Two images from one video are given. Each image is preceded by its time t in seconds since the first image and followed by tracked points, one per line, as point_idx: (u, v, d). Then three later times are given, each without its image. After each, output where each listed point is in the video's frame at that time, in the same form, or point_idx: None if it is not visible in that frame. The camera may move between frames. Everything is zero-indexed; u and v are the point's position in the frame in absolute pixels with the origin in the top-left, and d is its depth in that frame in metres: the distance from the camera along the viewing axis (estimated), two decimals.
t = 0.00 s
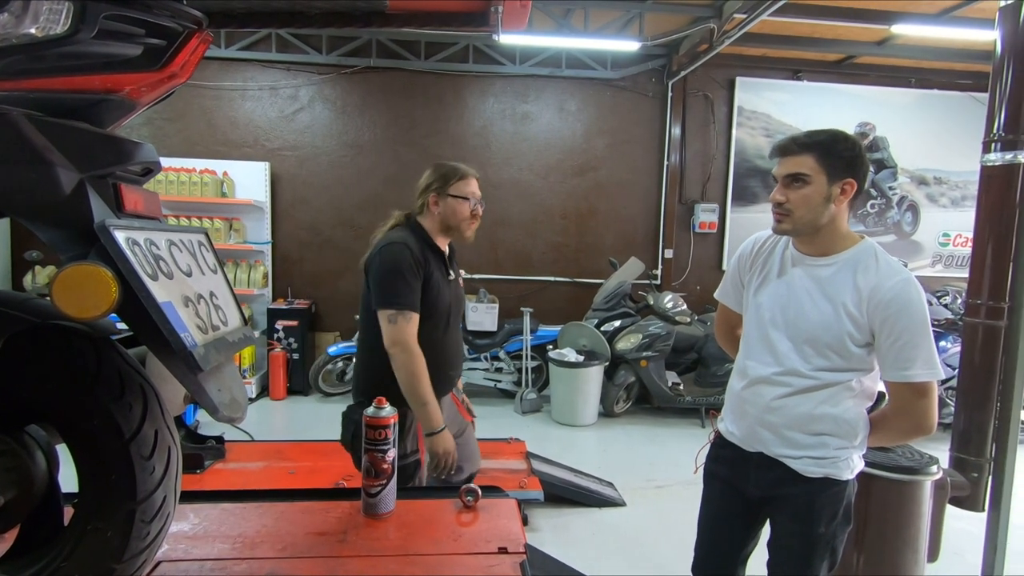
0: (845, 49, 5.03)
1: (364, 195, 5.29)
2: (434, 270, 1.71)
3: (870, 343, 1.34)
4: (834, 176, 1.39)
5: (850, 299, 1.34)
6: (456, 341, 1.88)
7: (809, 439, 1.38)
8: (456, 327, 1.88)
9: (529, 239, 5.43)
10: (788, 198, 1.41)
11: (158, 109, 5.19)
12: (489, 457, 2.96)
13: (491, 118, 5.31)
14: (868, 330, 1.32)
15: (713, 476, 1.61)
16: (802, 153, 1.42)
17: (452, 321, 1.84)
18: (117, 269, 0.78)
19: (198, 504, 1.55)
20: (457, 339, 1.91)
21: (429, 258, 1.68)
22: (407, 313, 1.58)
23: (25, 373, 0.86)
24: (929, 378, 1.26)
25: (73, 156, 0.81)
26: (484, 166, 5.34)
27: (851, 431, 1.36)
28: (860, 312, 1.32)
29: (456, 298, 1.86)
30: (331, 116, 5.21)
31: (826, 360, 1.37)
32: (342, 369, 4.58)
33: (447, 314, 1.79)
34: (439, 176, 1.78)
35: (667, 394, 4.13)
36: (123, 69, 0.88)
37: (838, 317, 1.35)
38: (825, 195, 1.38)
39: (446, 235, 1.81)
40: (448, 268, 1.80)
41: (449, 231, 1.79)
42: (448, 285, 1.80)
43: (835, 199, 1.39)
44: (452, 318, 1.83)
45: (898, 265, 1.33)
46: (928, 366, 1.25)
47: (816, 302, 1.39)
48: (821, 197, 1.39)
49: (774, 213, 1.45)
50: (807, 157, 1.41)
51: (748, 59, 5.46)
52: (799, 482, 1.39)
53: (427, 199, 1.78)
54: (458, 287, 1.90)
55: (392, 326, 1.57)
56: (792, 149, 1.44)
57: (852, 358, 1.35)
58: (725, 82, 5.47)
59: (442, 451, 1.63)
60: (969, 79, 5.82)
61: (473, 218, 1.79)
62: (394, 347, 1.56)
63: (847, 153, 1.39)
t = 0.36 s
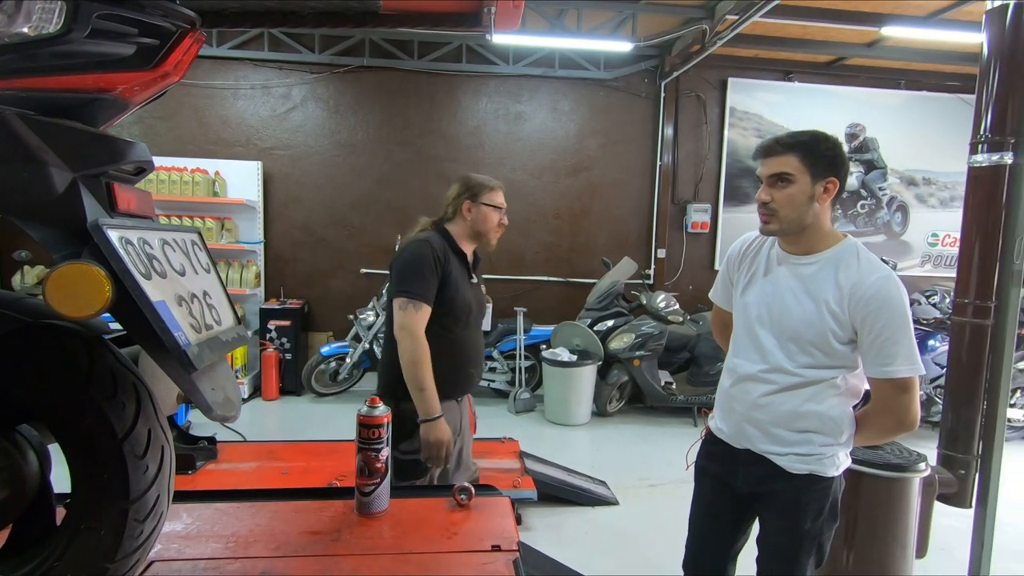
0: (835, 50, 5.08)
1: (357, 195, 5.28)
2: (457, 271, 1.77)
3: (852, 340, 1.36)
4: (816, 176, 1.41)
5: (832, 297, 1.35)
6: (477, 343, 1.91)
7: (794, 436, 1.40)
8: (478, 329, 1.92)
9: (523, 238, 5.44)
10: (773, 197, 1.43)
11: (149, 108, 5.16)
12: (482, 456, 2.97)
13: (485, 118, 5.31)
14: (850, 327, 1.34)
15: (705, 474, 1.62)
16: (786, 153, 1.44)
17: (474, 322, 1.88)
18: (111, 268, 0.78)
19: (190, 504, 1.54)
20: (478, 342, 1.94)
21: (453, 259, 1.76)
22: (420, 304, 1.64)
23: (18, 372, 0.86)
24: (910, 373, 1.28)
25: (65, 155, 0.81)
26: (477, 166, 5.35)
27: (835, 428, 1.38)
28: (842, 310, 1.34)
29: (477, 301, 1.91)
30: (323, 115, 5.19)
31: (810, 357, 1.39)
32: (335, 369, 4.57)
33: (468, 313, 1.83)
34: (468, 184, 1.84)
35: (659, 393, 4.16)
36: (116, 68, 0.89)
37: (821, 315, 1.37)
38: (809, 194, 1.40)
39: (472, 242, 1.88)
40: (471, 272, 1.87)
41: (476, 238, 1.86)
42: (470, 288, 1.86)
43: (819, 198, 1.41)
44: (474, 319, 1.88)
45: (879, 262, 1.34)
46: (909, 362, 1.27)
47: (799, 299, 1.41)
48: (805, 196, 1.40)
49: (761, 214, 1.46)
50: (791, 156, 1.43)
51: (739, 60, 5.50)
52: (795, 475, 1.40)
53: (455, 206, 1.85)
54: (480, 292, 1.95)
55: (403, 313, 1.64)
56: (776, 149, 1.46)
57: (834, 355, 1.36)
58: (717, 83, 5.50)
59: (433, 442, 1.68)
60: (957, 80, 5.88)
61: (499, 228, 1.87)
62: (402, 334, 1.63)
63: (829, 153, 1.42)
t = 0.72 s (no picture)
0: (826, 51, 5.11)
1: (351, 195, 5.27)
2: (491, 270, 1.86)
3: (829, 335, 1.36)
4: (793, 169, 1.43)
5: (808, 292, 1.37)
6: (506, 338, 1.99)
7: (773, 432, 1.41)
8: (507, 325, 1.99)
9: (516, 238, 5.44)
10: (750, 189, 1.45)
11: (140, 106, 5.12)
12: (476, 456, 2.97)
13: (478, 118, 5.31)
14: (826, 321, 1.35)
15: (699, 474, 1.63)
16: (765, 148, 1.46)
17: (503, 318, 1.96)
18: (104, 268, 0.78)
19: (184, 505, 1.53)
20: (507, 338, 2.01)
21: (487, 256, 1.85)
22: (449, 296, 1.73)
23: (9, 372, 0.85)
24: (885, 366, 1.27)
25: (57, 155, 0.82)
26: (470, 165, 5.34)
27: (815, 424, 1.38)
28: (817, 304, 1.35)
29: (509, 299, 1.99)
30: (316, 114, 5.17)
31: (788, 352, 1.40)
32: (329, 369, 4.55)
33: (499, 312, 1.92)
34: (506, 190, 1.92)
35: (653, 392, 4.18)
36: (109, 67, 0.90)
37: (796, 310, 1.38)
38: (784, 187, 1.42)
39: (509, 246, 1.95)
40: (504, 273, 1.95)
41: (512, 241, 1.94)
42: (504, 286, 1.94)
43: (793, 191, 1.42)
44: (504, 315, 1.95)
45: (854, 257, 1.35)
46: (883, 355, 1.27)
47: (777, 295, 1.42)
48: (782, 189, 1.42)
49: (740, 206, 1.49)
50: (770, 151, 1.46)
51: (732, 61, 5.52)
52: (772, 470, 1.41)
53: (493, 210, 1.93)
54: (512, 291, 2.03)
55: (432, 302, 1.74)
56: (755, 145, 1.48)
57: (811, 350, 1.37)
58: (710, 83, 5.53)
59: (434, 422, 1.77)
60: (947, 82, 5.93)
61: (534, 232, 1.95)
62: (426, 321, 1.73)
63: (806, 149, 1.44)
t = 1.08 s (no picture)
0: (817, 52, 5.15)
1: (344, 194, 5.25)
2: (489, 267, 1.88)
3: (789, 326, 1.37)
4: (756, 166, 1.47)
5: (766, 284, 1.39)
6: (500, 338, 2.00)
7: (740, 427, 1.42)
8: (502, 326, 2.00)
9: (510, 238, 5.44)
10: (716, 185, 1.50)
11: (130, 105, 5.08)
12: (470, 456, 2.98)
13: (472, 117, 5.31)
14: (784, 312, 1.36)
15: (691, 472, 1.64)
16: (731, 146, 1.51)
17: (497, 318, 1.97)
18: (93, 268, 0.77)
19: (174, 507, 1.52)
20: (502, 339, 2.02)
21: (485, 253, 1.86)
22: (450, 287, 1.75)
23: None
24: (839, 348, 1.28)
25: (44, 153, 0.81)
26: (464, 165, 5.34)
27: (779, 418, 1.38)
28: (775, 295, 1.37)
29: (505, 299, 2.00)
30: (309, 113, 5.15)
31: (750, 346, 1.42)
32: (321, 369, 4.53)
33: (495, 310, 1.95)
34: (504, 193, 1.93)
35: (646, 392, 4.20)
36: (100, 66, 0.89)
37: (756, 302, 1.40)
38: (749, 183, 1.46)
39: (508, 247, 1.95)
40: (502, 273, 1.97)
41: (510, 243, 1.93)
42: (500, 286, 1.95)
43: (758, 186, 1.46)
44: (498, 315, 1.97)
45: (811, 244, 1.37)
46: (837, 338, 1.27)
47: (739, 289, 1.45)
48: (746, 184, 1.46)
49: (707, 201, 1.54)
50: (735, 149, 1.49)
51: (725, 62, 5.56)
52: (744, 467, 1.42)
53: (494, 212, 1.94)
54: (510, 293, 2.04)
55: (435, 294, 1.75)
56: (721, 144, 1.53)
57: (772, 342, 1.38)
58: (703, 84, 5.56)
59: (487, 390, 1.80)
60: (935, 83, 5.99)
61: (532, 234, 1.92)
62: (432, 311, 1.74)
63: (767, 147, 1.48)
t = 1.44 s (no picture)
0: (808, 53, 5.19)
1: (336, 194, 5.23)
2: (453, 269, 1.91)
3: (742, 316, 1.46)
4: (709, 169, 1.56)
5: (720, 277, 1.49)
6: (463, 341, 2.00)
7: (703, 418, 1.51)
8: (465, 329, 2.01)
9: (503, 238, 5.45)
10: (675, 190, 1.60)
11: (120, 104, 5.04)
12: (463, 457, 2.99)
13: (465, 117, 5.30)
14: (736, 303, 1.46)
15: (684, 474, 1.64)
16: (688, 152, 1.60)
17: (460, 322, 1.98)
18: (81, 270, 0.77)
19: (165, 509, 1.51)
20: (467, 342, 2.02)
21: (446, 254, 1.88)
22: (410, 287, 1.79)
23: None
24: (781, 330, 1.36)
25: (32, 154, 0.81)
26: (457, 165, 5.34)
27: (738, 408, 1.46)
28: (727, 287, 1.47)
29: (471, 303, 2.00)
30: (301, 113, 5.13)
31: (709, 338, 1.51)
32: (314, 369, 4.51)
33: (459, 314, 1.96)
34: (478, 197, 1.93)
35: (639, 391, 4.22)
36: (87, 66, 0.88)
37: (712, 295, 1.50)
38: (702, 185, 1.55)
39: (479, 253, 1.93)
40: (470, 278, 1.97)
41: (478, 249, 1.91)
42: (465, 289, 1.95)
43: (711, 188, 1.56)
44: (461, 318, 1.98)
45: (760, 238, 1.47)
46: (779, 321, 1.35)
47: (699, 284, 1.55)
48: (699, 188, 1.56)
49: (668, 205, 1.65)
50: (693, 156, 1.58)
51: (717, 62, 5.58)
52: (710, 460, 1.50)
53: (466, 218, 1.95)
54: (480, 299, 2.03)
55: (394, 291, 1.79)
56: (679, 150, 1.62)
57: (727, 333, 1.48)
58: (695, 84, 5.59)
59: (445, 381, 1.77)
60: (925, 84, 6.04)
61: (500, 238, 1.89)
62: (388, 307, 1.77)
63: (723, 152, 1.57)
